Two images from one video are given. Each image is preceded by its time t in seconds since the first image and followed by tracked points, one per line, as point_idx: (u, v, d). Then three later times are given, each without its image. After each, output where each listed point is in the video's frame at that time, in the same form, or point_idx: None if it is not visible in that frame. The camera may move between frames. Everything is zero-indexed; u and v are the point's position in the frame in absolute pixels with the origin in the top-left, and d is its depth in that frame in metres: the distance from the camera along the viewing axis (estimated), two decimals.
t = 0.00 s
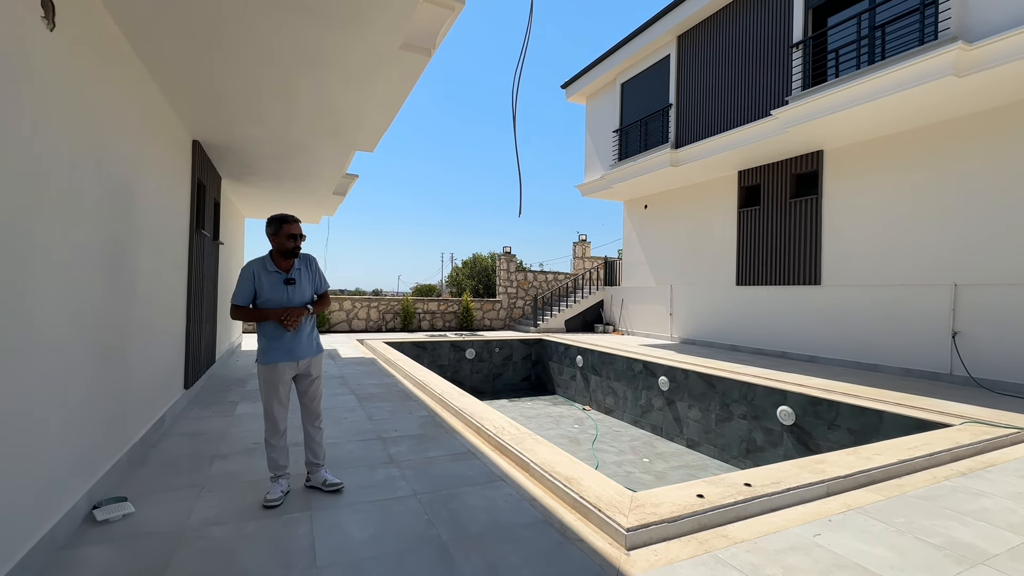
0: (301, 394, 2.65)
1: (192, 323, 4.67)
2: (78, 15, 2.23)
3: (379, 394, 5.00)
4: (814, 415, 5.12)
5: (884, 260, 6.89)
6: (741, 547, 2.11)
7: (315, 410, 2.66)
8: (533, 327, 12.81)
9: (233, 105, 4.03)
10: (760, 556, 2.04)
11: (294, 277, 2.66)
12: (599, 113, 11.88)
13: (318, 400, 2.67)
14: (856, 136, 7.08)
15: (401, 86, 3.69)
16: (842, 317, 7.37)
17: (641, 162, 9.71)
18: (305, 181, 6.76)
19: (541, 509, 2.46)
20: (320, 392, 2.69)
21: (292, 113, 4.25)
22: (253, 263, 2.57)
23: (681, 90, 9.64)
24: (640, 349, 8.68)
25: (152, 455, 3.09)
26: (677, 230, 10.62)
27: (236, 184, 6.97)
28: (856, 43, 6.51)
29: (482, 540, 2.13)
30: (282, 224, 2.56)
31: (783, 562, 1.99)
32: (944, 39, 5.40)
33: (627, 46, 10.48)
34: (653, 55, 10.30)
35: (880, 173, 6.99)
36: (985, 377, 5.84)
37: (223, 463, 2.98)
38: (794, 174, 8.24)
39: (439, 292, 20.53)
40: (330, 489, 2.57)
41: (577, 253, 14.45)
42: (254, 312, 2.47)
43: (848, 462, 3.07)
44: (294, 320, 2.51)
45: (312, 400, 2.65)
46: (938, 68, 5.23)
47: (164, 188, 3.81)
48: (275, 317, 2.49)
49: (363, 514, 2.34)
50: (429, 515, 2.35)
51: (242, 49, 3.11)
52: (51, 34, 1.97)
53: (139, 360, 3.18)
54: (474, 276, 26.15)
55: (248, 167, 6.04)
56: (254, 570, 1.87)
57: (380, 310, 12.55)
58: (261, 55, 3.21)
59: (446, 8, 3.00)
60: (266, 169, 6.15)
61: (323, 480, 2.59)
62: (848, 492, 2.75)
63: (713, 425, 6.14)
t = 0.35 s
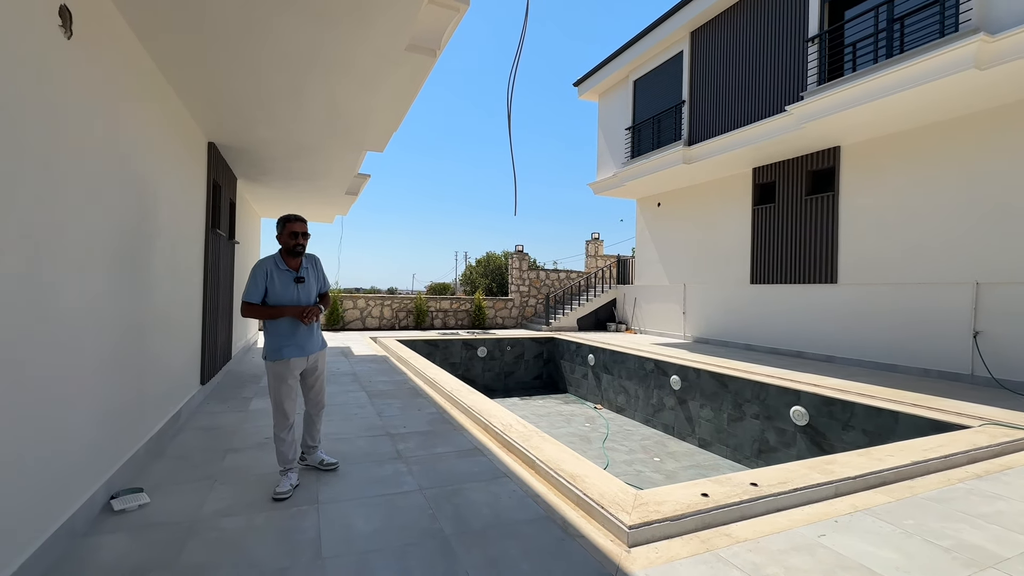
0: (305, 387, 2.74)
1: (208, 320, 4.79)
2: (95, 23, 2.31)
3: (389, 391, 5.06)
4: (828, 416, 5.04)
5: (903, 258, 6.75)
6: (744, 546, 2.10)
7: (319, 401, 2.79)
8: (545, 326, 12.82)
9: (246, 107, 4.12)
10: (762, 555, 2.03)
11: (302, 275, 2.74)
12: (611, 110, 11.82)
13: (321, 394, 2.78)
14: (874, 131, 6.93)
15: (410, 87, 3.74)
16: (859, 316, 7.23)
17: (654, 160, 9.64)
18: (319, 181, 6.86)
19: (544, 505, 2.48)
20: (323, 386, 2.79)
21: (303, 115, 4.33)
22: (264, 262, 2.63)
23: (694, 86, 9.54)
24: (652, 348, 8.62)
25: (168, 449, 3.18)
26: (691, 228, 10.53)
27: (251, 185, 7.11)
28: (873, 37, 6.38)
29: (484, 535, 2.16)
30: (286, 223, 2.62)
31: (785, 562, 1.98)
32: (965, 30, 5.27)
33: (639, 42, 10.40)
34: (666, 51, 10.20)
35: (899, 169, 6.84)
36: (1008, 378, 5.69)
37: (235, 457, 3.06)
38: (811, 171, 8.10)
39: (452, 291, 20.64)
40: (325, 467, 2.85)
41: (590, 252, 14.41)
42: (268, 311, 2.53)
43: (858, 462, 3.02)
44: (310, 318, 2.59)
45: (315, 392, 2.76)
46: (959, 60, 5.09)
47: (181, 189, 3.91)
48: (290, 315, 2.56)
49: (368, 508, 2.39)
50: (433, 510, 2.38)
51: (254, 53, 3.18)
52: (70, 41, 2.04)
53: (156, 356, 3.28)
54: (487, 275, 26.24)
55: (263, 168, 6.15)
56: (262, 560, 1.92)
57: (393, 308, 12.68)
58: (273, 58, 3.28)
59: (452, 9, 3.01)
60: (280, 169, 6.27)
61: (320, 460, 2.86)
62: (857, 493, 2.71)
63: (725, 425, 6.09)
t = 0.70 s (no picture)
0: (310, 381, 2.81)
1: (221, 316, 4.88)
2: (109, 26, 2.37)
3: (399, 387, 5.11)
4: (841, 415, 4.97)
5: (920, 255, 6.61)
6: (748, 544, 2.09)
7: (319, 395, 2.87)
8: (555, 323, 12.81)
9: (257, 107, 4.18)
10: (767, 554, 2.02)
11: (313, 273, 2.80)
12: (622, 107, 11.74)
13: (323, 388, 2.87)
14: (890, 126, 6.80)
15: (417, 85, 3.76)
16: (875, 314, 7.11)
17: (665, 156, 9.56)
18: (330, 179, 6.93)
19: (548, 501, 2.49)
20: (325, 381, 2.88)
21: (313, 114, 4.37)
22: (277, 260, 2.73)
23: (706, 82, 9.44)
24: (663, 346, 8.57)
25: (182, 443, 3.26)
26: (703, 225, 10.43)
27: (264, 183, 7.20)
28: (889, 29, 6.25)
29: (488, 530, 2.18)
30: (297, 223, 2.72)
31: (790, 561, 1.96)
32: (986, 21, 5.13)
33: (650, 38, 10.32)
34: (677, 46, 10.11)
35: (917, 164, 6.69)
36: None
37: (247, 451, 3.12)
38: (825, 166, 7.97)
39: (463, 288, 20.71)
40: (310, 460, 2.93)
41: (601, 249, 14.35)
42: (275, 305, 2.60)
43: (869, 462, 2.98)
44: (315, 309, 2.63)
45: (317, 385, 2.84)
46: (978, 52, 4.96)
47: (194, 188, 3.98)
48: (295, 308, 2.61)
49: (374, 502, 2.42)
50: (438, 505, 2.41)
51: (263, 53, 3.22)
52: (83, 45, 2.09)
53: (170, 352, 3.35)
54: (498, 273, 26.28)
55: (275, 166, 6.24)
56: (269, 552, 1.96)
57: (404, 306, 12.77)
58: (281, 59, 3.32)
59: (457, 8, 3.03)
60: (291, 168, 6.34)
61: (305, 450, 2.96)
62: (867, 493, 2.68)
63: (736, 423, 6.04)
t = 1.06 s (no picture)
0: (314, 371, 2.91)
1: (231, 312, 4.93)
2: (117, 25, 2.39)
3: (406, 383, 5.15)
4: (850, 412, 4.93)
5: (933, 250, 6.51)
6: (752, 540, 2.09)
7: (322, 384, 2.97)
8: (563, 320, 12.81)
9: (265, 105, 4.21)
10: (771, 551, 2.01)
11: (323, 271, 2.86)
12: (629, 102, 11.67)
13: (326, 377, 2.97)
14: (903, 119, 6.69)
15: (422, 82, 3.76)
16: (886, 310, 7.03)
17: (672, 151, 9.49)
18: (337, 176, 6.97)
19: (552, 496, 2.51)
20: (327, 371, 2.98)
21: (320, 111, 4.39)
22: (289, 255, 2.82)
23: (714, 76, 9.34)
24: (670, 343, 8.55)
25: (193, 436, 3.31)
26: (711, 221, 10.36)
27: (273, 181, 7.26)
28: (902, 21, 6.14)
29: (492, 525, 2.19)
30: (312, 222, 2.80)
31: (794, 557, 1.96)
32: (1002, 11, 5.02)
33: (657, 32, 10.24)
34: (685, 40, 10.02)
35: (930, 158, 6.59)
36: None
37: (255, 444, 3.16)
38: (836, 161, 7.87)
39: (471, 285, 20.77)
40: (317, 453, 2.97)
41: (608, 245, 14.31)
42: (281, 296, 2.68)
43: (876, 459, 2.96)
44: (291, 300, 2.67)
45: (319, 376, 2.93)
46: (994, 44, 4.86)
47: (203, 185, 4.02)
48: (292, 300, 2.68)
49: (380, 496, 2.45)
50: (443, 499, 2.43)
51: (270, 51, 3.24)
52: (92, 44, 2.11)
53: (182, 347, 3.41)
54: (505, 269, 26.30)
55: (283, 164, 6.28)
56: (277, 543, 2.00)
57: (412, 302, 12.84)
58: (288, 57, 3.34)
59: (462, 4, 3.06)
60: (299, 165, 6.39)
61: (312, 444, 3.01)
62: (873, 491, 2.66)
63: (743, 420, 6.01)
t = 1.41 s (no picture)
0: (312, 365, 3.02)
1: (235, 307, 4.97)
2: (121, 21, 2.41)
3: (408, 377, 5.19)
4: (852, 406, 4.93)
5: (938, 245, 6.48)
6: (751, 531, 2.11)
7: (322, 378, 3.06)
8: (566, 315, 12.82)
9: (267, 101, 4.23)
10: (769, 540, 2.03)
11: (322, 263, 3.03)
12: (632, 96, 11.64)
13: (326, 371, 3.06)
14: (908, 113, 6.65)
15: (424, 77, 3.77)
16: (890, 305, 7.00)
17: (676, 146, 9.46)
18: (340, 172, 7.00)
19: (552, 487, 2.53)
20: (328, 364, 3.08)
21: (322, 107, 4.41)
22: (290, 248, 2.98)
23: (717, 69, 9.29)
24: (673, 337, 8.56)
25: (198, 429, 3.35)
26: (714, 216, 10.33)
27: (276, 177, 7.30)
28: (907, 13, 6.08)
29: (493, 514, 2.22)
30: (313, 217, 2.95)
31: (792, 547, 1.98)
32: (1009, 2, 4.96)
33: (660, 26, 10.20)
34: (687, 35, 9.98)
35: (936, 152, 6.55)
36: None
37: (260, 437, 3.21)
38: (840, 155, 7.82)
39: (474, 280, 20.78)
40: (321, 445, 3.02)
41: (611, 240, 14.28)
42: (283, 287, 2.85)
43: (876, 452, 2.97)
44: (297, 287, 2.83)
45: (319, 369, 3.03)
46: (1001, 35, 4.81)
47: (207, 180, 4.04)
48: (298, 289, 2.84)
49: (383, 487, 2.48)
50: (445, 490, 2.46)
51: (272, 47, 3.26)
52: (96, 40, 2.13)
53: (187, 340, 3.45)
54: (508, 265, 26.28)
55: (286, 160, 6.31)
56: (281, 532, 2.03)
57: (415, 297, 12.87)
58: (290, 52, 3.35)
59: None
60: (302, 161, 6.42)
61: (315, 437, 3.04)
62: (873, 483, 2.67)
63: (746, 415, 6.01)
